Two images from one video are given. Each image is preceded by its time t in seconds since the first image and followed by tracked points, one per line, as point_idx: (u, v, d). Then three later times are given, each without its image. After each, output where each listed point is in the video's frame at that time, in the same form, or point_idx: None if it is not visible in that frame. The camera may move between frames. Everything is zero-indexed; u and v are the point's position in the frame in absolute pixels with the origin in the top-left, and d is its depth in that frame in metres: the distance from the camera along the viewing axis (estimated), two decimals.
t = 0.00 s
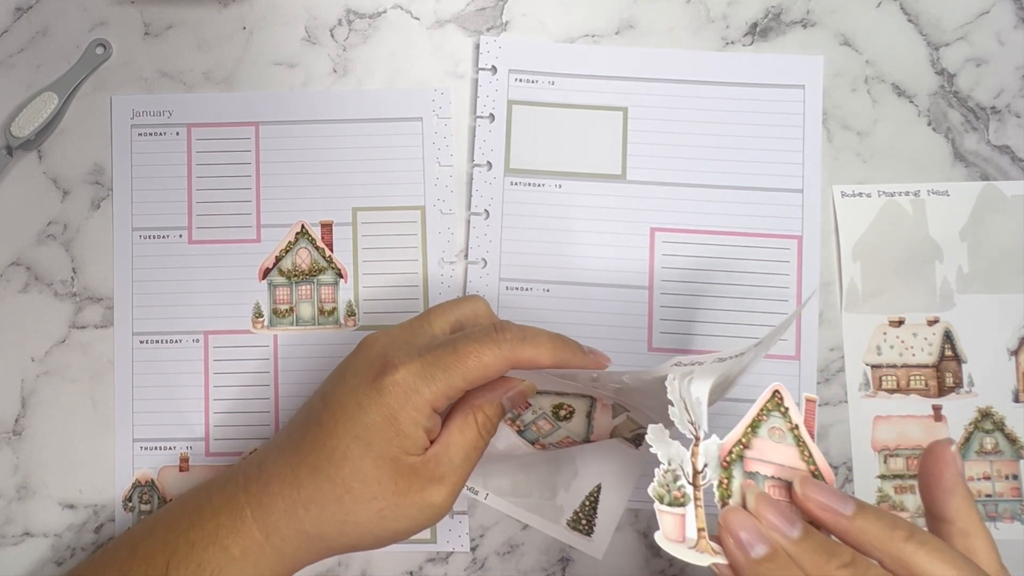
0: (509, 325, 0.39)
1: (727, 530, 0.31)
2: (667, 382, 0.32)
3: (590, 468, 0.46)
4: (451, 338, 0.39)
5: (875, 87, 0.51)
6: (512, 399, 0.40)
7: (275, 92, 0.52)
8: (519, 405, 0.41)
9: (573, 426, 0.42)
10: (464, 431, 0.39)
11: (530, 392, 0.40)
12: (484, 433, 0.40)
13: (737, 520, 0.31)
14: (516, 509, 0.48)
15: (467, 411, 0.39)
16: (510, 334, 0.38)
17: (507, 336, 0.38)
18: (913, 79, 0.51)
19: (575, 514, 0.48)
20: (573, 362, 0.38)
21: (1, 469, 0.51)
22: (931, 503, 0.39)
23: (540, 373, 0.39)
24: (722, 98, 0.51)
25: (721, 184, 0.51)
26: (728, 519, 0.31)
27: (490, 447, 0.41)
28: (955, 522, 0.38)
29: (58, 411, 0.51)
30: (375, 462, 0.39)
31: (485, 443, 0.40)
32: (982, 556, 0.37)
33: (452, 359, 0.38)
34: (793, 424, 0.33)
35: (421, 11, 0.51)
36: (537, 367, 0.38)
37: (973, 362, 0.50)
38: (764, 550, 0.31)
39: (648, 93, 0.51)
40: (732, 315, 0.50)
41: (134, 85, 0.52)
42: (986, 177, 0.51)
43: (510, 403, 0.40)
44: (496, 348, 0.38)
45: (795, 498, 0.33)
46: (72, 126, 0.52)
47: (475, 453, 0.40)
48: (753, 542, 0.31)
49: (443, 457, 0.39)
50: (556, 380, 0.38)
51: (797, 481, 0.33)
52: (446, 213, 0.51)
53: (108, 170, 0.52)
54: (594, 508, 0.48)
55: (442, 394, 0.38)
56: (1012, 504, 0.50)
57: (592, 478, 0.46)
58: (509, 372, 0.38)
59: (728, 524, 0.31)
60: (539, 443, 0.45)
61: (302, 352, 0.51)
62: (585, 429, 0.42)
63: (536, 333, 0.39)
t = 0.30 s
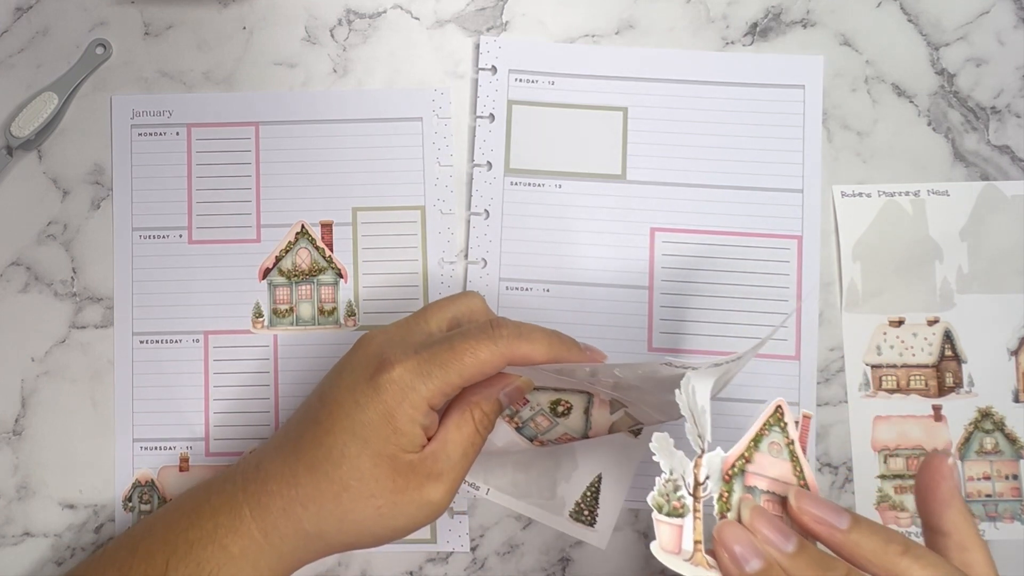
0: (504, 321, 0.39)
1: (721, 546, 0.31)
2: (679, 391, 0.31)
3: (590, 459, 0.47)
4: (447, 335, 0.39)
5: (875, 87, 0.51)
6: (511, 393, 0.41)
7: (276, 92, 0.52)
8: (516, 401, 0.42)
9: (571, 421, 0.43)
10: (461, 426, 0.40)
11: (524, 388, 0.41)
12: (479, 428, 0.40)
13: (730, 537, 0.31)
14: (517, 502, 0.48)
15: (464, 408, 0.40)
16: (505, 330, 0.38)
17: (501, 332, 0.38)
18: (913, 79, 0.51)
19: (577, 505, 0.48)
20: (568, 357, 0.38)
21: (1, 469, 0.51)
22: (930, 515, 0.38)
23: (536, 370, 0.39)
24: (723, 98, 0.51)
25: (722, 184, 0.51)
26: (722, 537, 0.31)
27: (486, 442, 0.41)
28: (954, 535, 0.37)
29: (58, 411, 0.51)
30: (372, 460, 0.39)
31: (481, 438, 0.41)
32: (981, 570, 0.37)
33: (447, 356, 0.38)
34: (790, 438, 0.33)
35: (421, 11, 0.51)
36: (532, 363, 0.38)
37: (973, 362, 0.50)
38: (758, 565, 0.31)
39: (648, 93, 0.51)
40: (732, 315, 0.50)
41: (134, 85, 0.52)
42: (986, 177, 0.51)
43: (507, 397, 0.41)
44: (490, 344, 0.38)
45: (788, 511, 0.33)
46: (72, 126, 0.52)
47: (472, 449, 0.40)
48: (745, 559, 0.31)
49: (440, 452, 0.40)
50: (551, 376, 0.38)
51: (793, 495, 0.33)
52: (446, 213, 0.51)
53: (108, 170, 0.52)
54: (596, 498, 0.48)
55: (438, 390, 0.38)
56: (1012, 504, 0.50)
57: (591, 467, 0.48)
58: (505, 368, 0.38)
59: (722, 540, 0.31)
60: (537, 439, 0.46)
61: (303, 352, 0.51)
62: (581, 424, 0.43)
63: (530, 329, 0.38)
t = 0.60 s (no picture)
0: (499, 316, 0.39)
1: (682, 545, 0.31)
2: (679, 396, 0.32)
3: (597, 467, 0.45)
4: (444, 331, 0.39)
5: (875, 87, 0.51)
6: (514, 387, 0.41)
7: (276, 92, 0.52)
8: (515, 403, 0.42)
9: (574, 422, 0.44)
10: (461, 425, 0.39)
11: (525, 388, 0.41)
12: (481, 427, 0.40)
13: (692, 535, 0.31)
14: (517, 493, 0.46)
15: (464, 408, 0.40)
16: (501, 323, 0.38)
17: (497, 326, 0.38)
18: (913, 79, 0.51)
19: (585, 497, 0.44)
20: (565, 351, 0.38)
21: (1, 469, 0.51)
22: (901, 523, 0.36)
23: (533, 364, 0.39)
24: (724, 98, 0.51)
25: (722, 184, 0.51)
26: (686, 534, 0.31)
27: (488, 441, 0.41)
28: (926, 546, 0.35)
29: (58, 411, 0.51)
30: (368, 456, 0.39)
31: (482, 438, 0.40)
32: None
33: (444, 351, 0.38)
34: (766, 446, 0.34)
35: (421, 11, 0.51)
36: (528, 356, 0.38)
37: (973, 362, 0.50)
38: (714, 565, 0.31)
39: (648, 93, 0.51)
40: (732, 315, 0.50)
41: (134, 85, 0.52)
42: (986, 177, 0.51)
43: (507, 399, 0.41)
44: (486, 338, 0.38)
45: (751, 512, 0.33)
46: (72, 126, 0.52)
47: (472, 447, 0.40)
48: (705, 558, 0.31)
49: (439, 450, 0.39)
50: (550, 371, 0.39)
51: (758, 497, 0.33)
52: (446, 213, 0.51)
53: (108, 170, 0.52)
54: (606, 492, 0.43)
55: (435, 385, 0.38)
56: (1012, 504, 0.50)
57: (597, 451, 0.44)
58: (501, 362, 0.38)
59: (685, 539, 0.31)
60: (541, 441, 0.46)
61: (303, 352, 0.51)
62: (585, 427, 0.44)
63: (526, 323, 0.39)
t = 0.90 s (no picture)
0: (497, 315, 0.40)
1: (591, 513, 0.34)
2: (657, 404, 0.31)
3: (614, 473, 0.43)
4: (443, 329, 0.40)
5: (874, 87, 0.52)
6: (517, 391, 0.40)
7: (276, 92, 0.52)
8: (520, 408, 0.41)
9: (580, 428, 0.41)
10: (461, 425, 0.39)
11: (530, 392, 0.40)
12: (482, 428, 0.40)
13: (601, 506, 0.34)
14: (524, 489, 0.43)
15: (465, 409, 0.40)
16: (498, 322, 0.39)
17: (494, 323, 0.39)
18: (913, 79, 0.51)
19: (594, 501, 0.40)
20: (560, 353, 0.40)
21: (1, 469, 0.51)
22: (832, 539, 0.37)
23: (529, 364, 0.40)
24: (724, 98, 0.51)
25: (722, 184, 0.51)
26: (594, 501, 0.34)
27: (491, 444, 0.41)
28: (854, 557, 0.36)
29: (58, 411, 0.51)
30: (365, 455, 0.39)
31: (483, 439, 0.40)
32: None
33: (444, 347, 0.38)
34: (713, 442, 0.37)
35: (421, 11, 0.51)
36: (526, 353, 0.39)
37: (973, 362, 0.50)
38: (619, 537, 0.34)
39: (648, 93, 0.51)
40: (733, 315, 0.50)
41: (134, 85, 0.52)
42: (986, 177, 0.51)
43: (511, 403, 0.40)
44: (485, 333, 0.39)
45: (670, 504, 0.36)
46: (72, 126, 0.52)
47: (472, 448, 0.40)
48: (609, 528, 0.34)
49: (438, 450, 0.39)
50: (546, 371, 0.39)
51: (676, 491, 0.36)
52: (446, 213, 0.51)
53: (108, 170, 0.52)
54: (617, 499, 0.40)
55: (433, 383, 0.38)
56: (1012, 504, 0.50)
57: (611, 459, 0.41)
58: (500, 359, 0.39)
59: (592, 509, 0.34)
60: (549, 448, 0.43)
61: (302, 352, 0.51)
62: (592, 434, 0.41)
63: (522, 322, 0.40)
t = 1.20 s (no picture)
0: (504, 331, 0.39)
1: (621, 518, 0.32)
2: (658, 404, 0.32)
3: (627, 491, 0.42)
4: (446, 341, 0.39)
5: (875, 87, 0.51)
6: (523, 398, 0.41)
7: (276, 92, 0.52)
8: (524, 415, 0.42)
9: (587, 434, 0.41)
10: (463, 437, 0.40)
11: (534, 401, 0.41)
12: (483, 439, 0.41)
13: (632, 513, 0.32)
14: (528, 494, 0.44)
15: (466, 420, 0.40)
16: (503, 337, 0.38)
17: (499, 338, 0.38)
18: (913, 79, 0.51)
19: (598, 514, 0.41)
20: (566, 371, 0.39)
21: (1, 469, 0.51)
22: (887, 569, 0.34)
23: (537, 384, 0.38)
24: (725, 98, 0.51)
25: (722, 184, 0.51)
26: (626, 503, 0.32)
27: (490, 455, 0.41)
28: None
29: (58, 411, 0.51)
30: (363, 467, 0.39)
31: (483, 451, 0.40)
32: None
33: (445, 362, 0.38)
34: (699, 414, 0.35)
35: (421, 11, 0.52)
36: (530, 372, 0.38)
37: (973, 361, 0.50)
38: (650, 540, 0.32)
39: (648, 93, 0.51)
40: (733, 315, 0.50)
41: (134, 85, 0.52)
42: (986, 177, 0.51)
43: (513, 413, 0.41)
44: (489, 350, 0.38)
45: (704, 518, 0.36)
46: (72, 126, 0.52)
47: (472, 460, 0.40)
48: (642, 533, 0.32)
49: (437, 461, 0.39)
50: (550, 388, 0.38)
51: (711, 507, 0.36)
52: (446, 212, 0.51)
53: (108, 170, 0.52)
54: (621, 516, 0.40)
55: (432, 397, 0.38)
56: (1012, 504, 0.50)
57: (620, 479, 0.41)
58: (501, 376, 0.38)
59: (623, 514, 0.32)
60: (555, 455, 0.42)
61: (303, 352, 0.51)
62: (599, 441, 0.40)
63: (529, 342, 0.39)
